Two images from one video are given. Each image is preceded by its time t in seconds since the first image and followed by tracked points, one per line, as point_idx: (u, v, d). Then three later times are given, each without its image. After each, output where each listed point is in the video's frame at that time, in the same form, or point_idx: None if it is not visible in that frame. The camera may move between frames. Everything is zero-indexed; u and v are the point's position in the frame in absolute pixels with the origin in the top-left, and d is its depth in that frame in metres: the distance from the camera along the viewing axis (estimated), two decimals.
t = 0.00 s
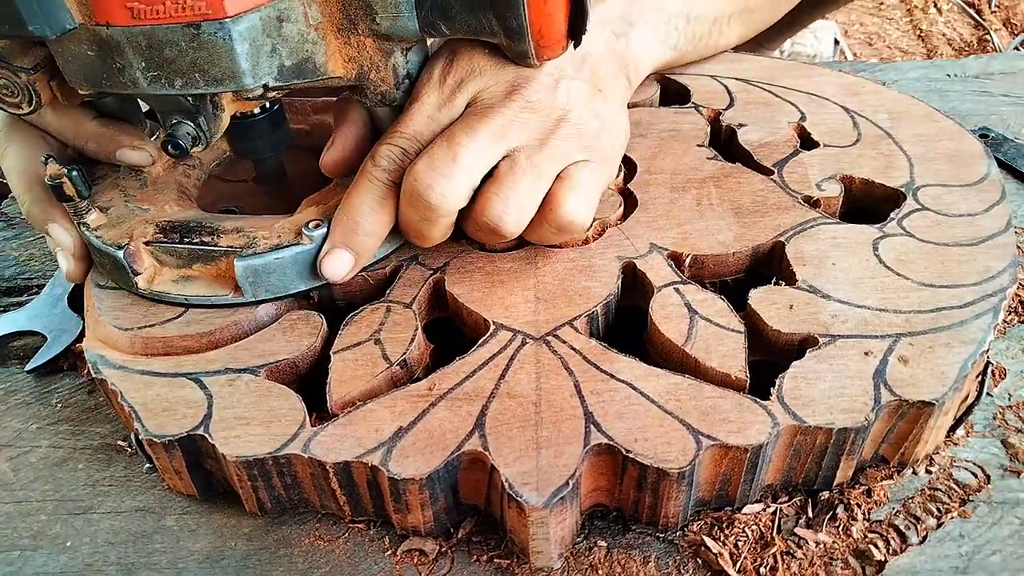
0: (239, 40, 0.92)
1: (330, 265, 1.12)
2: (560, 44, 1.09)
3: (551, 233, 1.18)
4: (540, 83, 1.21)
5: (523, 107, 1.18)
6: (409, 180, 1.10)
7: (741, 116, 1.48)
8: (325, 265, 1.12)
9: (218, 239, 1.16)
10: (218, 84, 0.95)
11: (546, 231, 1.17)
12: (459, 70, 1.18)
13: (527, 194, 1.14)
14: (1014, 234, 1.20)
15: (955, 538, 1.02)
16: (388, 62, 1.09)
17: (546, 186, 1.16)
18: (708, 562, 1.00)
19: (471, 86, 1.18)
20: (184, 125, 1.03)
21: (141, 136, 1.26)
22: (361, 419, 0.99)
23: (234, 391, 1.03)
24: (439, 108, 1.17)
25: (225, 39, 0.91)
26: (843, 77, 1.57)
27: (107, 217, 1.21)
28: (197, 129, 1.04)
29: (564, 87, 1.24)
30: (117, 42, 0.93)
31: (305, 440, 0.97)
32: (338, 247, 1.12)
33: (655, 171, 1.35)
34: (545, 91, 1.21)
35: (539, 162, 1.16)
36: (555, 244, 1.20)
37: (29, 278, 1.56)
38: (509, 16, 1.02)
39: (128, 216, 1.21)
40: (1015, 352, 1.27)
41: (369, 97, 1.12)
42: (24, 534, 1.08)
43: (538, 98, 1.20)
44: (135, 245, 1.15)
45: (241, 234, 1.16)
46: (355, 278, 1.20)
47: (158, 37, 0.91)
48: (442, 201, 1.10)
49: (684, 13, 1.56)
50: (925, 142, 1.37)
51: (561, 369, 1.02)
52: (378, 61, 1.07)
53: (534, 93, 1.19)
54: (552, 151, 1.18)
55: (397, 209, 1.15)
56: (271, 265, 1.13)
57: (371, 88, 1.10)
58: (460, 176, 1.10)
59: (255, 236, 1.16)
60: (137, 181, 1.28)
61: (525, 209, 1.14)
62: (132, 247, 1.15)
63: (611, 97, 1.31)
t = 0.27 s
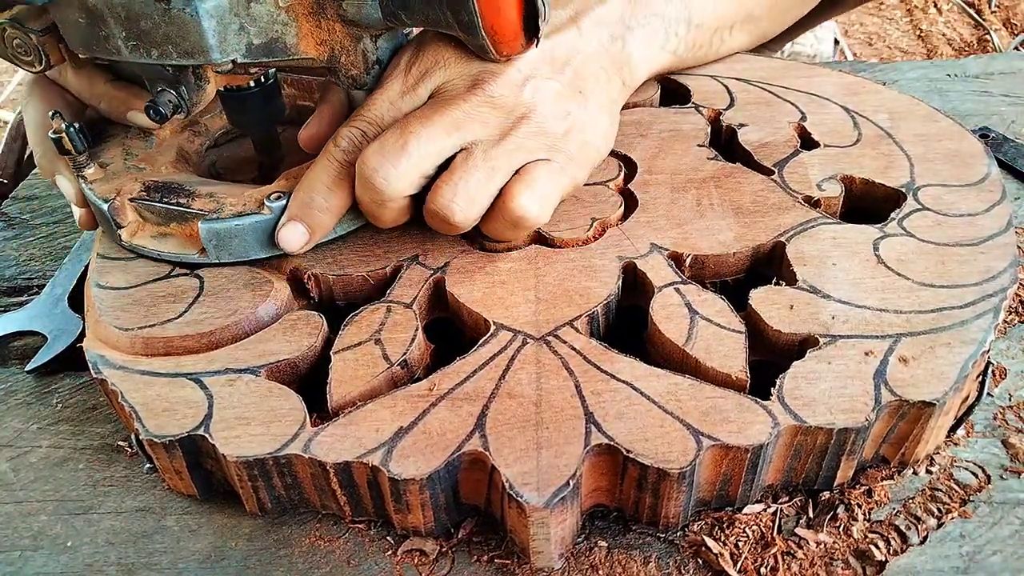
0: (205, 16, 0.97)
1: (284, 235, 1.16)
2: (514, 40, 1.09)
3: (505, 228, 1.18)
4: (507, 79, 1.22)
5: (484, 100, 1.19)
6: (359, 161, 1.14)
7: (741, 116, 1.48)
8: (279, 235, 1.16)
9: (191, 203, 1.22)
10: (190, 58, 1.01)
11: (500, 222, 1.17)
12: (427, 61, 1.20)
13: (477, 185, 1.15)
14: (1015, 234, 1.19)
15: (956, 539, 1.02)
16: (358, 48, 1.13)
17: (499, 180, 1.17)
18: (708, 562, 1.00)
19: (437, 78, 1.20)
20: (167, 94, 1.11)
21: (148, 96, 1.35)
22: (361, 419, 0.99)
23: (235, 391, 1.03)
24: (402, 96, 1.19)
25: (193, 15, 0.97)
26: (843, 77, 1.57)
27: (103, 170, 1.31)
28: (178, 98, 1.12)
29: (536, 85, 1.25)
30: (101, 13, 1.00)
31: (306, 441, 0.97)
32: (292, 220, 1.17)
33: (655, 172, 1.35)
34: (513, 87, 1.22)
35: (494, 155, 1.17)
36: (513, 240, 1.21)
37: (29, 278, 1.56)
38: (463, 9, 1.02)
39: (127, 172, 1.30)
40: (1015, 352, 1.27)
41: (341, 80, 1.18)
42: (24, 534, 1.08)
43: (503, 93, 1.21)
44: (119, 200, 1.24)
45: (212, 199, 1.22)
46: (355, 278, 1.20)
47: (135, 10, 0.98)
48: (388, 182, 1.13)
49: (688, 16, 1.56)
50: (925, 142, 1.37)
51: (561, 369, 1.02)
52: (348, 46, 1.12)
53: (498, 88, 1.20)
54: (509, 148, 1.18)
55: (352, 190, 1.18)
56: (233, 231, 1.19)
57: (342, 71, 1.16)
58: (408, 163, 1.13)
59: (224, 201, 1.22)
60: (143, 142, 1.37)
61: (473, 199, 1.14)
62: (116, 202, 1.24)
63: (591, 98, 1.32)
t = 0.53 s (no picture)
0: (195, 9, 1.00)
1: (271, 228, 1.17)
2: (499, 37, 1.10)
3: (487, 225, 1.19)
4: (492, 75, 1.22)
5: (469, 96, 1.19)
6: (344, 155, 1.15)
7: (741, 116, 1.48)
8: (267, 228, 1.17)
9: (183, 194, 1.24)
10: (180, 51, 1.03)
11: (481, 218, 1.18)
12: (413, 57, 1.21)
13: (458, 181, 1.15)
14: (1014, 234, 1.19)
15: (955, 538, 1.02)
16: (347, 43, 1.13)
17: (481, 177, 1.17)
18: (708, 562, 1.00)
19: (422, 73, 1.21)
20: (160, 87, 1.11)
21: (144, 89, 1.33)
22: (361, 419, 0.99)
23: (234, 391, 1.03)
24: (389, 92, 1.20)
25: (182, 9, 0.99)
26: (843, 76, 1.57)
27: (100, 162, 1.32)
28: (171, 91, 1.11)
29: (523, 81, 1.25)
30: (94, 8, 1.02)
31: (305, 440, 0.97)
32: (280, 212, 1.17)
33: (655, 171, 1.35)
34: (498, 83, 1.22)
35: (477, 151, 1.17)
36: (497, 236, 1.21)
37: (29, 278, 1.56)
38: (449, 7, 1.02)
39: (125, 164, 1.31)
40: (1015, 352, 1.27)
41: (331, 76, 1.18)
42: (24, 534, 1.08)
43: (488, 89, 1.21)
44: (114, 191, 1.26)
45: (203, 192, 1.24)
46: (355, 278, 1.20)
47: (127, 4, 1.00)
48: (371, 176, 1.14)
49: (684, 13, 1.56)
50: (924, 142, 1.37)
51: (560, 369, 1.02)
52: (337, 41, 1.12)
53: (483, 83, 1.21)
54: (493, 144, 1.19)
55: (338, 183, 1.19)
56: (222, 223, 1.21)
57: (332, 68, 1.16)
58: (391, 157, 1.13)
59: (214, 194, 1.23)
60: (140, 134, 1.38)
61: (455, 195, 1.15)
62: (111, 193, 1.26)
63: (579, 95, 1.32)
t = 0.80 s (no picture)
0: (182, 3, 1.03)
1: (254, 212, 1.20)
2: (479, 39, 1.08)
3: (469, 221, 1.20)
4: (480, 75, 1.21)
5: (453, 95, 1.19)
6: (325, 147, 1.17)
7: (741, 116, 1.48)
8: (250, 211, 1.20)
9: (177, 175, 1.28)
10: (172, 39, 1.06)
11: (463, 214, 1.19)
12: (399, 55, 1.21)
13: (438, 177, 1.17)
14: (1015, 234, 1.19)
15: (956, 539, 1.02)
16: (335, 37, 1.15)
17: (461, 174, 1.18)
18: (708, 562, 1.00)
19: (409, 72, 1.21)
20: (157, 71, 1.15)
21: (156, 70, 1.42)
22: (361, 419, 0.99)
23: (235, 391, 1.03)
24: (375, 88, 1.21)
25: None
26: (843, 77, 1.57)
27: (106, 141, 1.37)
28: (168, 77, 1.17)
29: (512, 81, 1.24)
30: None
31: (305, 441, 0.97)
32: (263, 199, 1.20)
33: (655, 171, 1.35)
34: (484, 83, 1.21)
35: (459, 149, 1.18)
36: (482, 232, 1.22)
37: (29, 278, 1.56)
38: (425, 5, 1.01)
39: (129, 143, 1.37)
40: (1015, 352, 1.26)
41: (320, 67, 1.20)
42: (24, 534, 1.08)
43: (475, 89, 1.20)
44: (115, 169, 1.32)
45: (195, 174, 1.27)
46: (355, 278, 1.20)
47: None
48: (349, 171, 1.16)
49: (691, 20, 1.56)
50: (925, 142, 1.37)
51: (561, 369, 1.02)
52: (326, 35, 1.14)
53: (471, 84, 1.20)
54: (476, 143, 1.19)
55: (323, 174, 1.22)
56: (208, 206, 1.23)
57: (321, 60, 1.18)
58: (370, 152, 1.15)
59: (205, 176, 1.26)
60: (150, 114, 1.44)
61: (434, 192, 1.16)
62: (112, 171, 1.32)
63: (572, 97, 1.31)
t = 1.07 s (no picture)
0: None
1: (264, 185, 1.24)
2: (479, 27, 1.09)
3: (467, 211, 1.21)
4: (485, 66, 1.23)
5: (457, 85, 1.21)
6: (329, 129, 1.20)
7: (742, 116, 1.48)
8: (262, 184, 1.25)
9: (201, 146, 1.34)
10: (196, 16, 1.13)
11: (461, 203, 1.20)
12: (405, 44, 1.24)
13: (437, 164, 1.18)
14: (1016, 234, 1.19)
15: (957, 539, 1.02)
16: (350, 22, 1.19)
17: (461, 163, 1.19)
18: (709, 562, 1.00)
19: (414, 60, 1.24)
20: (187, 48, 1.27)
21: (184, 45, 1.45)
22: (362, 419, 0.98)
23: (235, 391, 1.03)
24: (383, 73, 1.25)
25: None
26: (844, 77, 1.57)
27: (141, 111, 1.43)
28: (195, 53, 1.27)
29: (517, 73, 1.26)
30: None
31: (306, 441, 0.97)
32: (273, 175, 1.24)
33: (656, 171, 1.35)
34: (489, 75, 1.23)
35: (459, 138, 1.19)
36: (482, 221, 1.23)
37: (29, 279, 1.56)
38: None
39: (162, 113, 1.43)
40: (1016, 352, 1.26)
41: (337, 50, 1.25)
42: (24, 535, 1.08)
43: (480, 81, 1.23)
44: (145, 137, 1.39)
45: (217, 148, 1.34)
46: (355, 279, 1.20)
47: None
48: (349, 154, 1.18)
49: (708, 18, 1.55)
50: (926, 142, 1.37)
51: (562, 369, 1.02)
52: (342, 20, 1.19)
53: (475, 75, 1.22)
54: (478, 132, 1.20)
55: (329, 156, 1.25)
56: (223, 177, 1.30)
57: (337, 44, 1.23)
58: (371, 136, 1.18)
59: (225, 149, 1.33)
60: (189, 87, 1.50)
61: (432, 178, 1.17)
62: (142, 138, 1.39)
63: (583, 91, 1.32)
